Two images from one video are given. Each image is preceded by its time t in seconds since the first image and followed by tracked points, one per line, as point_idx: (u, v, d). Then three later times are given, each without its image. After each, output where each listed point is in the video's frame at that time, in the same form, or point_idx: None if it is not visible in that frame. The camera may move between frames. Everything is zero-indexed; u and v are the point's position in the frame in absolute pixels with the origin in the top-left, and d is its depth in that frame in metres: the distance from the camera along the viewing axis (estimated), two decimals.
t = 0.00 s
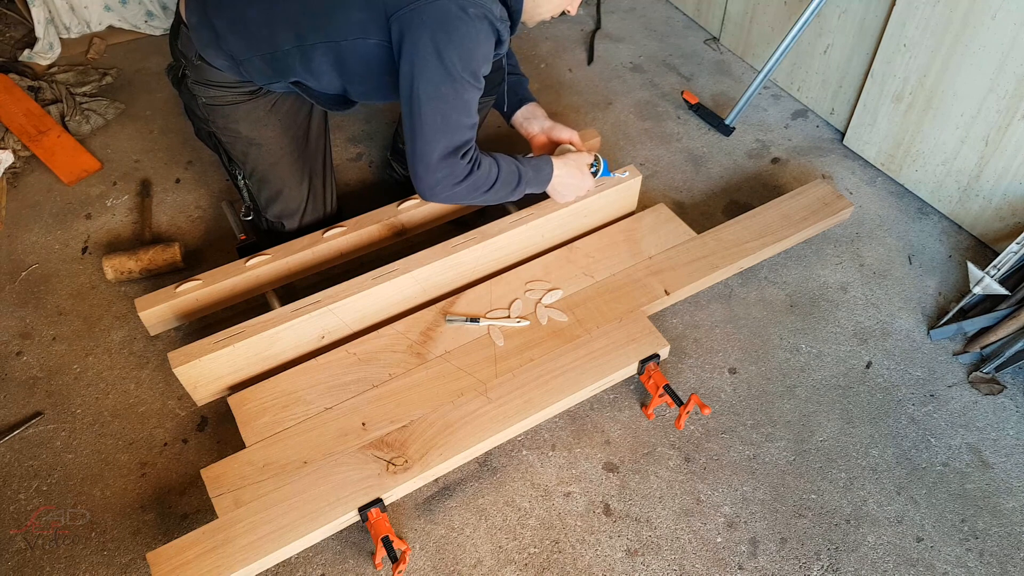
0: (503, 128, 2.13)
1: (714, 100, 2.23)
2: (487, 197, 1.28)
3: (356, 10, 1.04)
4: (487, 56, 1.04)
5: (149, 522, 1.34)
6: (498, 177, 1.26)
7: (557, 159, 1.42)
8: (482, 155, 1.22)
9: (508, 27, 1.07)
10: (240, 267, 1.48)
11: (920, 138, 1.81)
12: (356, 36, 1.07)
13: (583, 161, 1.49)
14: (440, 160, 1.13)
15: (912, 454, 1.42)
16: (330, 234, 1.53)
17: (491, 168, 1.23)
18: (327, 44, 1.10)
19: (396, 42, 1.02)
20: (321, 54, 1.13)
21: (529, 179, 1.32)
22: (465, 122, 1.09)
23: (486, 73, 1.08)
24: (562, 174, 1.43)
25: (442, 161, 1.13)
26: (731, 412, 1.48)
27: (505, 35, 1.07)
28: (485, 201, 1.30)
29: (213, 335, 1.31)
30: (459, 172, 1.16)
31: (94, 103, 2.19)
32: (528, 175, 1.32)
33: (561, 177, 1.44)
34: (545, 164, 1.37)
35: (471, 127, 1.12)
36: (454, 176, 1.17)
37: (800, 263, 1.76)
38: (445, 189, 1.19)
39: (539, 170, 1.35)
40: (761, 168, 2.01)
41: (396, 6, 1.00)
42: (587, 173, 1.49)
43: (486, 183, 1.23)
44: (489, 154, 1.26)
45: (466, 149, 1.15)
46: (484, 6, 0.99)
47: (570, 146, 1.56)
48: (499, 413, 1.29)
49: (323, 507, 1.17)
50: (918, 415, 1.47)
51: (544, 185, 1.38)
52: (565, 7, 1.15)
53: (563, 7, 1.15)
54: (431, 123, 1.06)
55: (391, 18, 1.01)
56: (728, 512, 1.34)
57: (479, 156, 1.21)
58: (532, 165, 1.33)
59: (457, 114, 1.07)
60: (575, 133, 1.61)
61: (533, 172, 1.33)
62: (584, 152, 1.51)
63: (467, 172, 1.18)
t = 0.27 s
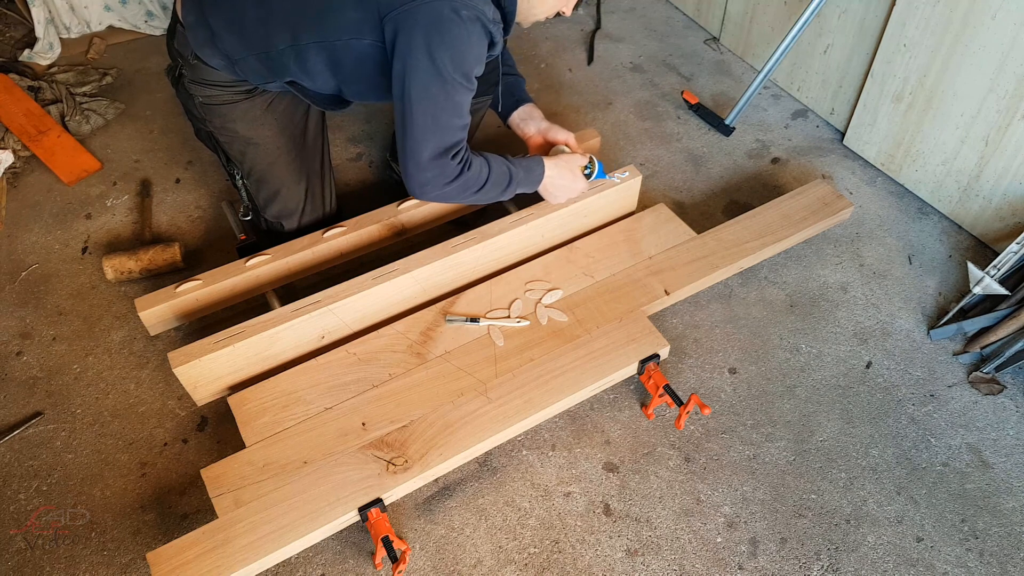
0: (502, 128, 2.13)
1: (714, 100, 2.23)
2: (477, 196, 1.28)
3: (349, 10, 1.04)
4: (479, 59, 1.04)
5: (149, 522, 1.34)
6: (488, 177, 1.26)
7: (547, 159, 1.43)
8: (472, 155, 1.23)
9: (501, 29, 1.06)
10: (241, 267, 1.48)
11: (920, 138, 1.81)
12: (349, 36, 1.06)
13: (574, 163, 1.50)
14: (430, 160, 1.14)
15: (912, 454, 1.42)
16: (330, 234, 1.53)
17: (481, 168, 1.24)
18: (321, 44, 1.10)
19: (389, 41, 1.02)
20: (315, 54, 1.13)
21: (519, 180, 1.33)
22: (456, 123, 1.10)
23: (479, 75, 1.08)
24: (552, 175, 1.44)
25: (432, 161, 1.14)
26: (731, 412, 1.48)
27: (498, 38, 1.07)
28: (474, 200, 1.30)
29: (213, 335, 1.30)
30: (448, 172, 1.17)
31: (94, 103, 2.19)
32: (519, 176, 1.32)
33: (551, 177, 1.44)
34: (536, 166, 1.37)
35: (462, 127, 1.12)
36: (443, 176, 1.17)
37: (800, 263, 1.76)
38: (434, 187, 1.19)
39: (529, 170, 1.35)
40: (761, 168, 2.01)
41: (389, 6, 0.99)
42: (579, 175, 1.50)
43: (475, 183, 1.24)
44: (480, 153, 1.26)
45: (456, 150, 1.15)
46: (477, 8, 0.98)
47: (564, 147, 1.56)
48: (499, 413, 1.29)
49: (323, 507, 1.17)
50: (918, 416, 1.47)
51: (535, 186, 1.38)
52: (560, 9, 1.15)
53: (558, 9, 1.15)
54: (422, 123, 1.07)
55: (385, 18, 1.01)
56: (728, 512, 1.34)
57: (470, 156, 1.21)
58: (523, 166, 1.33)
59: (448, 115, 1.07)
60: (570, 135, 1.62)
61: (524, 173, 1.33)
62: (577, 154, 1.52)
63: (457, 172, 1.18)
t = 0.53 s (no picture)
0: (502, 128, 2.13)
1: (714, 100, 2.23)
2: (460, 199, 1.27)
3: (338, 12, 1.03)
4: (466, 63, 1.03)
5: (149, 523, 1.34)
6: (473, 180, 1.25)
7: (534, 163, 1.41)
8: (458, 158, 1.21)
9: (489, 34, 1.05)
10: (241, 267, 1.48)
11: (920, 138, 1.81)
12: (338, 38, 1.06)
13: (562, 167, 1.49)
14: (415, 162, 1.12)
15: (912, 454, 1.42)
16: (330, 234, 1.53)
17: (466, 172, 1.22)
18: (310, 45, 1.10)
19: (377, 42, 1.01)
20: (305, 55, 1.12)
21: (505, 183, 1.32)
22: (442, 126, 1.08)
23: (466, 78, 1.07)
24: (539, 179, 1.42)
25: (417, 163, 1.12)
26: (731, 412, 1.48)
27: (486, 42, 1.06)
28: (458, 202, 1.29)
29: (213, 335, 1.31)
30: (432, 175, 1.15)
31: (94, 103, 2.19)
32: (504, 179, 1.31)
33: (537, 181, 1.43)
34: (523, 171, 1.35)
35: (448, 130, 1.11)
36: (427, 179, 1.16)
37: (800, 263, 1.76)
38: (418, 190, 1.18)
39: (515, 173, 1.34)
40: (761, 168, 2.01)
41: (376, 8, 0.99)
42: (566, 180, 1.49)
43: (459, 186, 1.22)
44: (465, 156, 1.25)
45: (441, 153, 1.14)
46: (465, 12, 0.97)
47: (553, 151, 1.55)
48: (499, 413, 1.29)
49: (323, 507, 1.17)
50: (918, 416, 1.47)
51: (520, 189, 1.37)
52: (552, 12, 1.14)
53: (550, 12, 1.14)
54: (407, 125, 1.05)
55: (372, 19, 1.00)
56: (728, 512, 1.34)
57: (455, 159, 1.20)
58: (510, 170, 1.32)
59: (433, 118, 1.06)
60: (561, 139, 1.61)
61: (509, 176, 1.32)
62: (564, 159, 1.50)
63: (441, 176, 1.17)
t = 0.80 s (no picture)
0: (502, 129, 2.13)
1: (714, 100, 2.23)
2: (446, 202, 1.26)
3: (325, 13, 1.03)
4: (451, 66, 1.03)
5: (149, 523, 1.34)
6: (459, 183, 1.24)
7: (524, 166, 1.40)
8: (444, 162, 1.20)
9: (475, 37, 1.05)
10: (241, 267, 1.48)
11: (920, 138, 1.81)
12: (326, 39, 1.06)
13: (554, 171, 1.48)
14: (400, 165, 1.11)
15: (912, 454, 1.42)
16: (330, 234, 1.53)
17: (451, 175, 1.22)
18: (298, 46, 1.10)
19: (363, 44, 1.00)
20: (294, 55, 1.12)
21: (492, 187, 1.31)
22: (427, 130, 1.08)
23: (451, 82, 1.07)
24: (529, 182, 1.41)
25: (401, 166, 1.11)
26: (731, 412, 1.48)
27: (472, 46, 1.05)
28: (444, 206, 1.28)
29: (213, 335, 1.31)
30: (417, 177, 1.14)
31: (94, 103, 2.19)
32: (491, 183, 1.30)
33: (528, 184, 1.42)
34: (511, 177, 1.34)
35: (433, 134, 1.10)
36: (412, 181, 1.15)
37: (800, 263, 1.76)
38: (403, 192, 1.17)
39: (502, 176, 1.32)
40: (761, 168, 2.01)
41: (362, 10, 0.98)
42: (556, 184, 1.48)
43: (445, 189, 1.21)
44: (451, 159, 1.24)
45: (426, 156, 1.13)
46: (450, 15, 0.97)
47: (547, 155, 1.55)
48: (498, 413, 1.29)
49: (323, 507, 1.17)
50: (918, 415, 1.47)
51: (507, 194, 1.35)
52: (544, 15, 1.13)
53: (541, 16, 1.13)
54: (392, 127, 1.05)
55: (358, 21, 0.99)
56: (728, 512, 1.34)
57: (441, 162, 1.19)
58: (497, 174, 1.31)
59: (418, 121, 1.05)
60: (554, 143, 1.61)
61: (496, 180, 1.31)
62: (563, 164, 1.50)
63: (426, 179, 1.16)
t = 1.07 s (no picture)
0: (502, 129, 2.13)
1: (714, 100, 2.23)
2: (432, 204, 1.25)
3: (313, 17, 1.02)
4: (439, 73, 1.02)
5: (149, 523, 1.34)
6: (446, 185, 1.24)
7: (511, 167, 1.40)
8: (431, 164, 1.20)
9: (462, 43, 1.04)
10: (241, 267, 1.48)
11: (920, 138, 1.81)
12: (315, 42, 1.05)
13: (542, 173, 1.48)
14: (386, 169, 1.11)
15: (912, 454, 1.42)
16: (330, 234, 1.53)
17: (438, 178, 1.21)
18: (288, 49, 1.09)
19: (350, 49, 1.00)
20: (285, 57, 1.12)
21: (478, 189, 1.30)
22: (414, 135, 1.07)
23: (439, 88, 1.06)
24: (517, 184, 1.42)
25: (389, 171, 1.10)
26: (731, 412, 1.48)
27: (460, 51, 1.05)
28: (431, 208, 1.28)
29: (213, 335, 1.31)
30: (404, 181, 1.14)
31: (94, 103, 2.19)
32: (477, 185, 1.30)
33: (515, 186, 1.42)
34: (497, 176, 1.34)
35: (421, 138, 1.10)
36: (398, 185, 1.14)
37: (800, 263, 1.76)
38: (389, 195, 1.16)
39: (487, 177, 1.32)
40: (761, 168, 2.01)
41: (350, 14, 0.98)
42: (544, 185, 1.49)
43: (432, 192, 1.21)
44: (438, 161, 1.23)
45: (414, 161, 1.13)
46: (438, 22, 0.96)
47: (534, 154, 1.55)
48: (499, 413, 1.29)
49: (323, 507, 1.17)
50: (918, 415, 1.47)
51: (494, 195, 1.36)
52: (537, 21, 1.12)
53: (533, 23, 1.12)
54: (379, 132, 1.04)
55: (345, 25, 0.99)
56: (728, 512, 1.34)
57: (428, 165, 1.19)
58: (483, 175, 1.31)
59: (405, 127, 1.05)
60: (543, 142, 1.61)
61: (483, 182, 1.31)
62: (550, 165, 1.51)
63: (413, 182, 1.16)
